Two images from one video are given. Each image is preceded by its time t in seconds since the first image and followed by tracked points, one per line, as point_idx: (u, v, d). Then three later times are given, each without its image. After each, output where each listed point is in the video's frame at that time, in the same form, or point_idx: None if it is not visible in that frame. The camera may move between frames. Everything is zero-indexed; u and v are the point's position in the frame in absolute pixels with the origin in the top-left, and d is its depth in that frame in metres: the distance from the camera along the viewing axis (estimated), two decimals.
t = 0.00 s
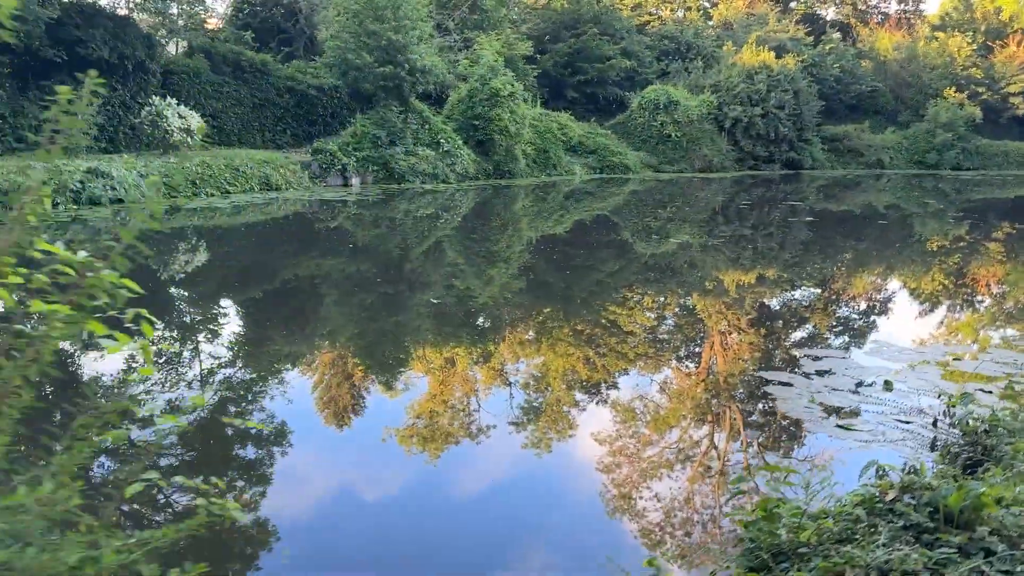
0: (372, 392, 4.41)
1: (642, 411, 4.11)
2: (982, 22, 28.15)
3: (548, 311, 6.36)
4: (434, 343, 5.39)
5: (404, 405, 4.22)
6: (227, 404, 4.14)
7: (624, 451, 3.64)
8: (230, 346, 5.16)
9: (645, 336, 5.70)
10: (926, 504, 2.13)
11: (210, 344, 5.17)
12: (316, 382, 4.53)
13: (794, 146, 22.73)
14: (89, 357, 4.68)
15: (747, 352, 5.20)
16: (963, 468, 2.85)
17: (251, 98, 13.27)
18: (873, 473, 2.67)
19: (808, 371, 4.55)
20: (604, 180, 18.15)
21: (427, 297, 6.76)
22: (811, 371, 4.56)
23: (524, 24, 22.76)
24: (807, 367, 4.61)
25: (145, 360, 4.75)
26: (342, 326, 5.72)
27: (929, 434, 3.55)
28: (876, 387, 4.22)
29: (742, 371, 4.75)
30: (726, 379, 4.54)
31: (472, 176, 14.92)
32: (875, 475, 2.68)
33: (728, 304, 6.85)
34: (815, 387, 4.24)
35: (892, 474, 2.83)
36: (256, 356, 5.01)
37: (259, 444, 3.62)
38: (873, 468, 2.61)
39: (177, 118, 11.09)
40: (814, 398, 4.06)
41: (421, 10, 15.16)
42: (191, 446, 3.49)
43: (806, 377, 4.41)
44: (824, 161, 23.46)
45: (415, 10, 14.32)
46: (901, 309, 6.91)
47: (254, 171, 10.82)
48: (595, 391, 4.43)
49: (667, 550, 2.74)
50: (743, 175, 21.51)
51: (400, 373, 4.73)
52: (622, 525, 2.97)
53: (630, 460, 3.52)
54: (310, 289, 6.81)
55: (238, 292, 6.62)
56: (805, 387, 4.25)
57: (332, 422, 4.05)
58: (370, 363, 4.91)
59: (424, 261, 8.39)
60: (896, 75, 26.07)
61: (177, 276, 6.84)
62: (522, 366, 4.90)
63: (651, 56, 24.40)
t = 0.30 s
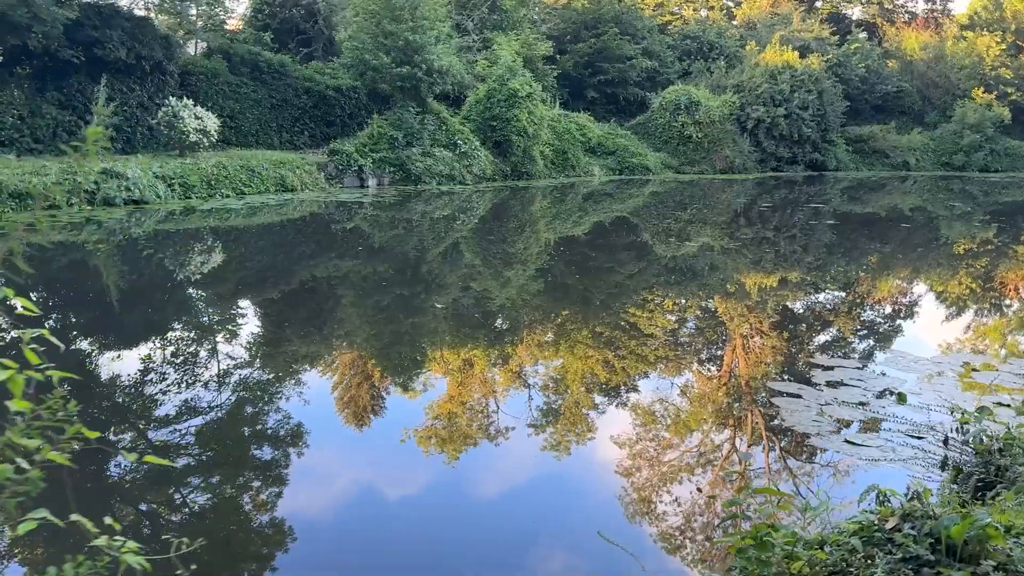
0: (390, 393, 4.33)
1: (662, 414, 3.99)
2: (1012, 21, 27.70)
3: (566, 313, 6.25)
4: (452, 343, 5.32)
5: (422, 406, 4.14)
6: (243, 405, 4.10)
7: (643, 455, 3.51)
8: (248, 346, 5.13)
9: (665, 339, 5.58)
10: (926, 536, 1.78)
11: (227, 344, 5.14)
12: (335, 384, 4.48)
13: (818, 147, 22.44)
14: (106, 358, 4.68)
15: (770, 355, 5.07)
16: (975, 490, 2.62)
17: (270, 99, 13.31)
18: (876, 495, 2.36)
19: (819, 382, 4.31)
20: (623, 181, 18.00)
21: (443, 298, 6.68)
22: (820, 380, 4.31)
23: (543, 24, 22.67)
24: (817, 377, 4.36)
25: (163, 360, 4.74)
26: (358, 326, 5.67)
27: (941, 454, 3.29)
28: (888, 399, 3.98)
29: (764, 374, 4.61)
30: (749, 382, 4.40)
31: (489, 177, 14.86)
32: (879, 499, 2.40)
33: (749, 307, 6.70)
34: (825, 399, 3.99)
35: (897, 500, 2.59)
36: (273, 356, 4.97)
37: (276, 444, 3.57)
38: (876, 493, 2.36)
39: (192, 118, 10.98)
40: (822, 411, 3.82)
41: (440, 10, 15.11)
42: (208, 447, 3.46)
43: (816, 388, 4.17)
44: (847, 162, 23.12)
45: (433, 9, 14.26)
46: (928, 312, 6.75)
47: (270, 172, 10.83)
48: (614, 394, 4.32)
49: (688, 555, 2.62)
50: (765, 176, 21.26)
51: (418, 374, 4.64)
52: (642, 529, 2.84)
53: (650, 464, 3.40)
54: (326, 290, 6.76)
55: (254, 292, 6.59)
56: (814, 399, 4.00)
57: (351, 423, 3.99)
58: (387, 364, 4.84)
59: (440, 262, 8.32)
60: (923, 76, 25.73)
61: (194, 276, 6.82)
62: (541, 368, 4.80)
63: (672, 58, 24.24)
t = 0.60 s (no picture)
0: (412, 392, 4.29)
1: (684, 415, 3.90)
2: None
3: (586, 314, 6.18)
4: (470, 343, 5.27)
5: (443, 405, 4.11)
6: (262, 402, 4.09)
7: (665, 456, 3.38)
8: (267, 344, 5.13)
9: (687, 340, 5.48)
10: (914, 556, 1.73)
11: (247, 343, 5.14)
12: (357, 382, 4.45)
13: (842, 147, 22.14)
14: (126, 356, 4.69)
15: (793, 357, 4.96)
16: (976, 503, 2.56)
17: (289, 99, 13.38)
18: (865, 509, 2.27)
19: (825, 388, 4.05)
20: (642, 181, 17.87)
21: (461, 298, 6.65)
22: (826, 387, 4.07)
23: (564, 24, 22.59)
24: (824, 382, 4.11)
25: (182, 358, 4.75)
26: (376, 325, 5.64)
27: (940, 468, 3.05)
28: (894, 407, 3.74)
29: (787, 376, 4.51)
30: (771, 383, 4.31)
31: (507, 177, 14.82)
32: (868, 513, 2.31)
33: (772, 307, 6.59)
34: (830, 405, 3.74)
35: (887, 513, 2.49)
36: (292, 355, 4.97)
37: (296, 443, 3.53)
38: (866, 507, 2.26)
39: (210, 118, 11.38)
40: (825, 417, 3.56)
41: (460, 9, 15.10)
42: (227, 444, 3.46)
43: (821, 394, 3.92)
44: (873, 162, 22.77)
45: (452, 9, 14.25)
46: (956, 314, 6.61)
47: (287, 172, 10.89)
48: (635, 394, 4.23)
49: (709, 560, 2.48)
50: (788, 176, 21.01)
51: (438, 374, 4.59)
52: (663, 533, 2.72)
53: (671, 466, 3.25)
54: (344, 289, 6.74)
55: (273, 291, 6.59)
56: (817, 405, 3.76)
57: (372, 422, 3.97)
58: (406, 363, 4.79)
59: (458, 262, 8.28)
60: (950, 74, 25.36)
61: (212, 275, 6.85)
62: (562, 368, 4.73)
63: (695, 56, 24.04)
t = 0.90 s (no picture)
0: (443, 392, 4.24)
1: (717, 417, 3.78)
2: None
3: (615, 314, 6.07)
4: (498, 343, 5.20)
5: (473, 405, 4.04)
6: (291, 401, 4.05)
7: (699, 458, 3.12)
8: (297, 343, 5.11)
9: (720, 342, 5.34)
10: None
11: (277, 341, 5.14)
12: (388, 382, 4.41)
13: (880, 146, 21.67)
14: (157, 353, 4.72)
15: (830, 360, 4.80)
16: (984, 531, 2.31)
17: (319, 99, 13.48)
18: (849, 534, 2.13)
19: (837, 398, 3.65)
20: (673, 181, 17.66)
21: (488, 298, 6.59)
22: (840, 397, 3.67)
23: (594, 23, 22.50)
24: (836, 391, 3.70)
25: (211, 356, 4.75)
26: (403, 325, 5.59)
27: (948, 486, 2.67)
28: (912, 417, 3.33)
29: (824, 379, 4.36)
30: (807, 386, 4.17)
31: (535, 177, 14.75)
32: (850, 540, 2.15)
33: (807, 309, 6.40)
34: (841, 416, 3.35)
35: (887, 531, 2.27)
36: (322, 353, 4.94)
37: (324, 442, 3.48)
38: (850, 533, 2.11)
39: (238, 118, 11.62)
40: (832, 430, 3.19)
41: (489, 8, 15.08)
42: (256, 441, 3.43)
43: (832, 404, 3.54)
44: (911, 161, 22.23)
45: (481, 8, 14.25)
46: (1000, 316, 6.37)
47: (314, 172, 10.97)
48: (666, 395, 4.13)
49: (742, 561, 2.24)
50: (824, 175, 20.61)
51: (462, 374, 4.52)
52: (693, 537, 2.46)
53: (703, 468, 2.98)
54: (370, 289, 6.71)
55: (301, 290, 6.59)
56: (826, 417, 3.37)
57: (403, 420, 3.93)
58: (434, 364, 4.74)
59: (485, 262, 8.23)
60: (993, 71, 24.77)
61: (240, 274, 6.90)
62: (592, 369, 4.63)
63: (728, 53, 23.75)
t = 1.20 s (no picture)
0: (467, 389, 4.19)
1: (743, 417, 3.69)
2: None
3: (640, 313, 5.97)
4: (521, 341, 5.14)
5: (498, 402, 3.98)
6: (314, 397, 4.03)
7: (725, 459, 3.00)
8: (321, 340, 5.10)
9: (747, 341, 5.22)
10: None
11: (300, 338, 5.13)
12: (413, 380, 4.37)
13: (911, 143, 21.24)
14: (181, 349, 4.72)
15: (859, 360, 4.68)
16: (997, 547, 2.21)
17: (343, 96, 13.53)
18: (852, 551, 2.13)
19: (853, 402, 3.51)
20: (699, 178, 17.45)
21: (510, 295, 6.54)
22: (855, 401, 3.52)
23: (620, 19, 22.32)
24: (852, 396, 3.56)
25: (234, 352, 4.75)
26: (426, 323, 5.55)
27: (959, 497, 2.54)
28: (927, 422, 3.18)
29: (855, 379, 4.24)
30: (838, 385, 4.04)
31: (558, 174, 14.67)
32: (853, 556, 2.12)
33: (837, 309, 6.25)
34: (855, 421, 3.21)
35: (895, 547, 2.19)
36: (345, 350, 4.91)
37: (345, 438, 3.44)
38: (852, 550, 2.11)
39: (261, 116, 11.69)
40: (845, 436, 3.06)
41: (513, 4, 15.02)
42: (279, 438, 3.41)
43: (848, 407, 3.40)
44: (944, 158, 21.75)
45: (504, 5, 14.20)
46: None
47: (336, 170, 11.02)
48: (691, 395, 4.04)
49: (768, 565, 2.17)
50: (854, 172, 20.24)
51: (484, 372, 4.47)
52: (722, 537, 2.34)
53: (731, 468, 2.86)
54: (393, 287, 6.69)
55: (324, 287, 6.59)
56: (840, 422, 3.23)
57: (428, 417, 3.88)
58: (456, 361, 4.68)
59: (508, 259, 8.17)
60: None
61: (263, 271, 6.92)
62: (616, 368, 4.53)
63: (756, 48, 23.43)
